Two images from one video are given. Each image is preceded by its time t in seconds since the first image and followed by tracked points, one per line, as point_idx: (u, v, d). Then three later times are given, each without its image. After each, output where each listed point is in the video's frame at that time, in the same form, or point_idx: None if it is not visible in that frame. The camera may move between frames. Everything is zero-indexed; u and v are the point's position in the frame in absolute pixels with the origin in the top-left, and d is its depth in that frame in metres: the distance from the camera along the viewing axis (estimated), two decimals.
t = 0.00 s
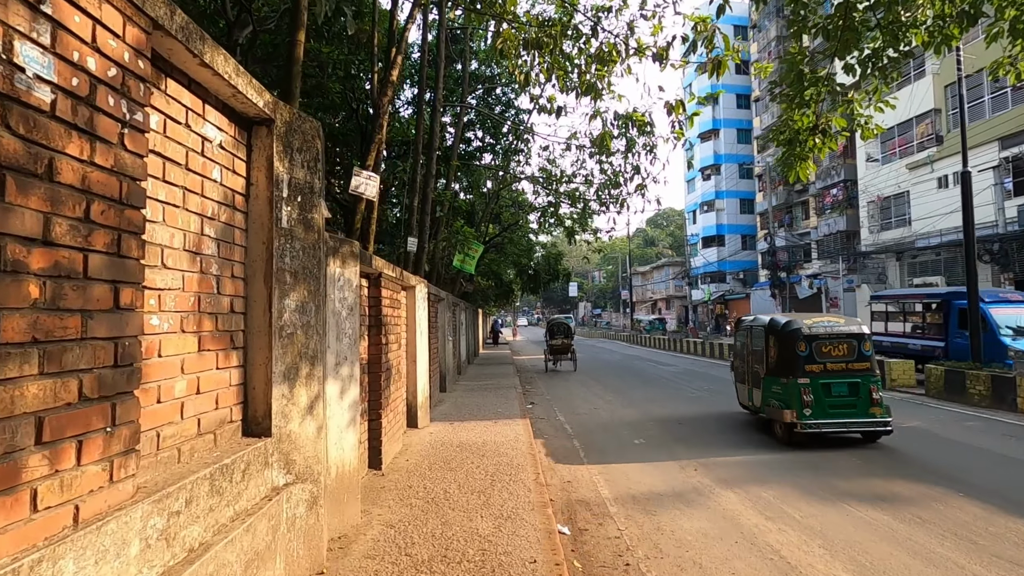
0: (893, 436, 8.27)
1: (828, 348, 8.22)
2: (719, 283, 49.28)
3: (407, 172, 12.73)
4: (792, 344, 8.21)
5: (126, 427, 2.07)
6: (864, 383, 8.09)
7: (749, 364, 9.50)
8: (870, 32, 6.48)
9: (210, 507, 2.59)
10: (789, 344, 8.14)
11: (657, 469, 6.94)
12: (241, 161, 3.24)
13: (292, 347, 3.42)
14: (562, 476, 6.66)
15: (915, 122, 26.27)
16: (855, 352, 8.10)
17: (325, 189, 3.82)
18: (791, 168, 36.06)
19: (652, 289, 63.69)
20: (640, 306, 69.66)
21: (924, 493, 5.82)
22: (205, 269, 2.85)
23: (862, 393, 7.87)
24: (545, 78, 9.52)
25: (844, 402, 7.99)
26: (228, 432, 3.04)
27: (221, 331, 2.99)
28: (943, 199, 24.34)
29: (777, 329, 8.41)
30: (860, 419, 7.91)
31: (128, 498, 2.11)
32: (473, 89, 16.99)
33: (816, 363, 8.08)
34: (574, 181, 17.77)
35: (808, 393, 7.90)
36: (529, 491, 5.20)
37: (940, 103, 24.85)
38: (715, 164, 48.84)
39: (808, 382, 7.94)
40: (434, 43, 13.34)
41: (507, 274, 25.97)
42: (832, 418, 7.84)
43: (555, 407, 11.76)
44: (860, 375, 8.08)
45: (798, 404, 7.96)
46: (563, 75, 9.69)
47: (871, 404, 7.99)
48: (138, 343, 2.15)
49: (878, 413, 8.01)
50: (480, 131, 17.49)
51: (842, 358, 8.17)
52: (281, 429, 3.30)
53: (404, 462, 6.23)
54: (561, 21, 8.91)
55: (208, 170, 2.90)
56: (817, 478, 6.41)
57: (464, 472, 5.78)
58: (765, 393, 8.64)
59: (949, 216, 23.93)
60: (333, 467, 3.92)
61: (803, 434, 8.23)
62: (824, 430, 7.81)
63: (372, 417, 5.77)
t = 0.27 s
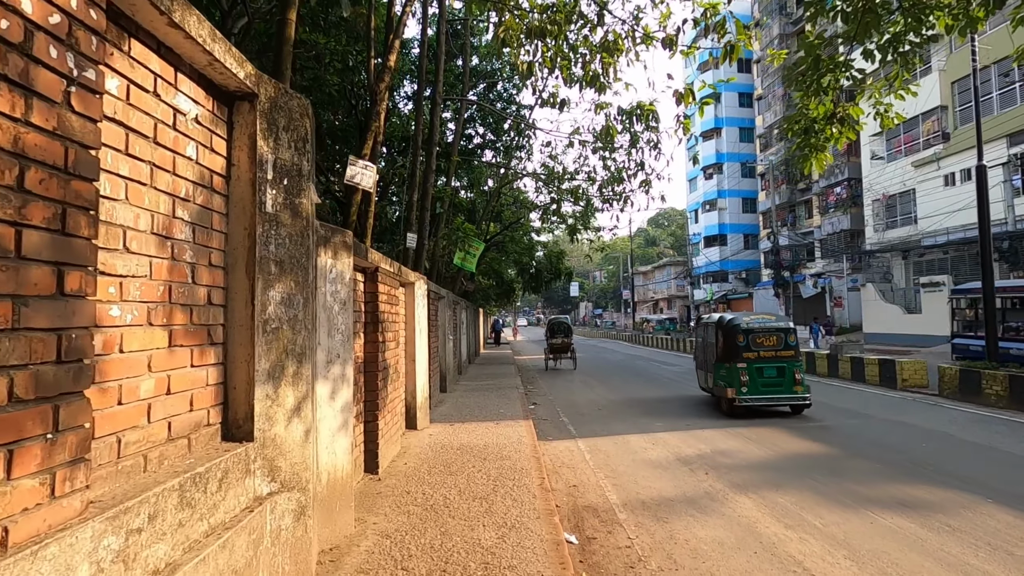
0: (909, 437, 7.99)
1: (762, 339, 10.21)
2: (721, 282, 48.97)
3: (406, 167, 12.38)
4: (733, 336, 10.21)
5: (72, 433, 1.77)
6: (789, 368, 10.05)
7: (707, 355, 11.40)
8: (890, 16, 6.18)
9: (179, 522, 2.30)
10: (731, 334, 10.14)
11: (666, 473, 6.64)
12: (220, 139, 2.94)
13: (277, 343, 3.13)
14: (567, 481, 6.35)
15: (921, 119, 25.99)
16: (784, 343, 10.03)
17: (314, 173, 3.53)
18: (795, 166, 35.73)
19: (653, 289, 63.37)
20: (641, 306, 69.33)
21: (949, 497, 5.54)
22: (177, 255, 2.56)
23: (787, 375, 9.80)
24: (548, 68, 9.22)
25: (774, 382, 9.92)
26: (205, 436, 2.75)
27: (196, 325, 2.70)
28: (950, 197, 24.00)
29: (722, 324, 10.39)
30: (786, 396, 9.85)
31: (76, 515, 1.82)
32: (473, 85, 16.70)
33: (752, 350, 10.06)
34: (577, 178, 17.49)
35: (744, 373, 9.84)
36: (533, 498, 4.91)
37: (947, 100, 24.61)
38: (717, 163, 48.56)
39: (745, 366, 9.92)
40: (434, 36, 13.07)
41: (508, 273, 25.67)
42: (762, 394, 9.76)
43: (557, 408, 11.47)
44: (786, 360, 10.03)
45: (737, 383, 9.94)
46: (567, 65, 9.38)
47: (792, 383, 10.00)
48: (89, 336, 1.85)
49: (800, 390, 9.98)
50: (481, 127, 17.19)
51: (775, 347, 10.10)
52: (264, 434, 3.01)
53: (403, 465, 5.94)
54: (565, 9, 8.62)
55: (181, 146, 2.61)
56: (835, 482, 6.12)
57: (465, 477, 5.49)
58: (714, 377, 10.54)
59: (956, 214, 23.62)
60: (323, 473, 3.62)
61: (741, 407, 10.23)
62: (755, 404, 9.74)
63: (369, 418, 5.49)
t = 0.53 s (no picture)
0: (927, 445, 7.67)
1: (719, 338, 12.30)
2: (723, 282, 48.64)
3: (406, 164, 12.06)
4: (695, 334, 12.32)
5: None
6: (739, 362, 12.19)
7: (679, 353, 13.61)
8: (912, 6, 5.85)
9: (135, 563, 1.99)
10: (693, 334, 12.24)
11: (676, 483, 6.34)
12: (191, 125, 2.63)
13: (257, 352, 2.83)
14: (572, 492, 6.05)
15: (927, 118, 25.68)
16: (736, 340, 12.16)
17: (300, 164, 3.23)
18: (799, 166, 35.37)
19: (655, 290, 63.05)
20: (642, 307, 69.09)
21: (976, 512, 5.24)
22: (138, 255, 2.24)
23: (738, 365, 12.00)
24: (554, 62, 8.87)
25: (728, 372, 12.17)
26: (173, 458, 2.44)
27: (161, 334, 2.39)
28: (958, 197, 23.65)
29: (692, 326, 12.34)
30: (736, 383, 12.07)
31: None
32: (475, 82, 16.39)
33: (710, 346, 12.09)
34: (579, 177, 17.18)
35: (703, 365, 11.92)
36: (538, 514, 4.61)
37: (954, 99, 24.29)
38: (720, 163, 48.23)
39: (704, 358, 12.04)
40: (435, 31, 12.76)
41: (509, 273, 25.34)
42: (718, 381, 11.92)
43: (559, 411, 11.16)
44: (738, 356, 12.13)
45: (699, 373, 12.12)
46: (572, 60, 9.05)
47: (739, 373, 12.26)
48: (13, 353, 1.55)
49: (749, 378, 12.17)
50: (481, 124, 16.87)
51: (731, 344, 12.28)
52: (242, 454, 2.70)
53: (400, 476, 5.62)
54: None
55: (143, 130, 2.30)
56: (854, 494, 5.82)
57: (465, 489, 5.19)
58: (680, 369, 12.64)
59: (964, 214, 23.30)
60: (309, 493, 3.31)
61: (701, 394, 12.38)
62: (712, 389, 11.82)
63: (363, 427, 5.18)
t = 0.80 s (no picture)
0: (938, 448, 7.42)
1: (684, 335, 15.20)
2: (722, 283, 48.46)
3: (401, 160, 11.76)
4: (664, 333, 15.00)
5: None
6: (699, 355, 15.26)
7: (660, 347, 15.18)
8: None
9: None
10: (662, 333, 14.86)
11: (680, 487, 6.08)
12: (149, 93, 2.35)
13: (225, 348, 2.55)
14: (572, 497, 5.79)
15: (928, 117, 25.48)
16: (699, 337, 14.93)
17: (276, 143, 2.95)
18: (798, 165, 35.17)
19: (653, 290, 62.86)
20: (640, 307, 68.91)
21: (996, 520, 4.98)
22: (81, 234, 1.97)
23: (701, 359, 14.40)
24: (552, 54, 8.59)
25: (689, 363, 14.72)
26: (124, 466, 2.16)
27: (111, 327, 2.11)
28: (959, 196, 23.45)
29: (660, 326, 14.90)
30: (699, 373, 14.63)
31: None
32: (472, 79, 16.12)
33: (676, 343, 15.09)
34: (578, 174, 16.92)
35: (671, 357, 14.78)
36: (536, 522, 4.33)
37: (955, 98, 24.08)
38: (718, 162, 48.05)
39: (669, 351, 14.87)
40: (430, 24, 12.49)
41: (507, 273, 25.07)
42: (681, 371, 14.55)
43: (558, 412, 10.90)
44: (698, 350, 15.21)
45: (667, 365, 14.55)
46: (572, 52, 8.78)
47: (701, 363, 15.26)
48: None
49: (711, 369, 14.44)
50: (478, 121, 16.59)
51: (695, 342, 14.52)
52: (206, 461, 2.43)
53: (391, 481, 5.35)
54: None
55: (89, 94, 2.02)
56: (866, 500, 5.55)
57: (459, 495, 4.91)
58: (653, 361, 15.45)
59: (965, 213, 23.10)
60: (286, 502, 3.03)
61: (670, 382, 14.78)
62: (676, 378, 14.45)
63: (352, 429, 4.92)
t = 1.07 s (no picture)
0: (947, 451, 7.18)
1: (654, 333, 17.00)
2: (717, 281, 48.34)
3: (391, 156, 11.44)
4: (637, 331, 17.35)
5: None
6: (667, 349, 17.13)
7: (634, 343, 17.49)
8: None
9: None
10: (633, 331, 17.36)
11: (683, 496, 5.81)
12: (85, 67, 2.05)
13: (179, 359, 2.24)
14: (570, 508, 5.51)
15: (924, 114, 25.32)
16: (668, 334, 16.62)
17: (241, 128, 2.64)
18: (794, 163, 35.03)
19: (649, 289, 62.73)
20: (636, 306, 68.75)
21: (1015, 530, 4.74)
22: None
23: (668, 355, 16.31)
24: (546, 48, 8.30)
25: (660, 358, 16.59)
26: (52, 499, 1.86)
27: (36, 337, 1.81)
28: (956, 193, 23.33)
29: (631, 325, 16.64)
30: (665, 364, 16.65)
31: None
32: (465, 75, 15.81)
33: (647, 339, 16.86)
34: (573, 172, 16.64)
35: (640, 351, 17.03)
36: (532, 539, 4.05)
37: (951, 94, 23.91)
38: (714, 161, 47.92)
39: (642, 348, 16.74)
40: (421, 19, 12.18)
41: (502, 272, 24.77)
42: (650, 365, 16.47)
43: (554, 415, 10.62)
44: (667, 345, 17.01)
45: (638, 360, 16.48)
46: (566, 46, 8.49)
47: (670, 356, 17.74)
48: None
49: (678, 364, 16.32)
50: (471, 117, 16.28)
51: (661, 339, 16.52)
52: (155, 487, 2.13)
53: (378, 493, 5.06)
54: None
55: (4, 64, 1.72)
56: (877, 509, 5.31)
57: (450, 509, 4.62)
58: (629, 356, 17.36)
59: (962, 210, 22.98)
60: (255, 527, 2.73)
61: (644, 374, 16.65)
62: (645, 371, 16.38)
63: (335, 439, 4.63)
